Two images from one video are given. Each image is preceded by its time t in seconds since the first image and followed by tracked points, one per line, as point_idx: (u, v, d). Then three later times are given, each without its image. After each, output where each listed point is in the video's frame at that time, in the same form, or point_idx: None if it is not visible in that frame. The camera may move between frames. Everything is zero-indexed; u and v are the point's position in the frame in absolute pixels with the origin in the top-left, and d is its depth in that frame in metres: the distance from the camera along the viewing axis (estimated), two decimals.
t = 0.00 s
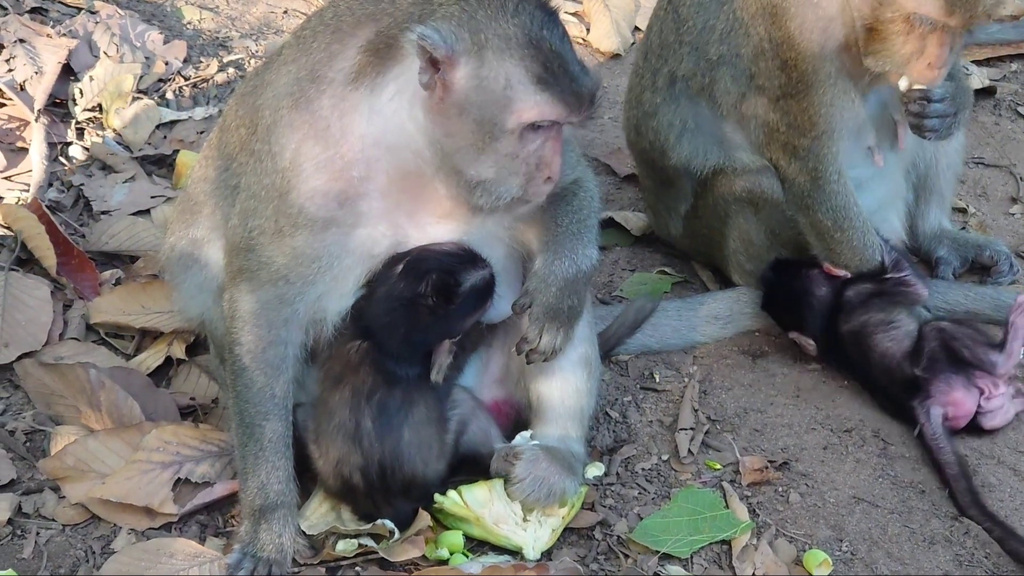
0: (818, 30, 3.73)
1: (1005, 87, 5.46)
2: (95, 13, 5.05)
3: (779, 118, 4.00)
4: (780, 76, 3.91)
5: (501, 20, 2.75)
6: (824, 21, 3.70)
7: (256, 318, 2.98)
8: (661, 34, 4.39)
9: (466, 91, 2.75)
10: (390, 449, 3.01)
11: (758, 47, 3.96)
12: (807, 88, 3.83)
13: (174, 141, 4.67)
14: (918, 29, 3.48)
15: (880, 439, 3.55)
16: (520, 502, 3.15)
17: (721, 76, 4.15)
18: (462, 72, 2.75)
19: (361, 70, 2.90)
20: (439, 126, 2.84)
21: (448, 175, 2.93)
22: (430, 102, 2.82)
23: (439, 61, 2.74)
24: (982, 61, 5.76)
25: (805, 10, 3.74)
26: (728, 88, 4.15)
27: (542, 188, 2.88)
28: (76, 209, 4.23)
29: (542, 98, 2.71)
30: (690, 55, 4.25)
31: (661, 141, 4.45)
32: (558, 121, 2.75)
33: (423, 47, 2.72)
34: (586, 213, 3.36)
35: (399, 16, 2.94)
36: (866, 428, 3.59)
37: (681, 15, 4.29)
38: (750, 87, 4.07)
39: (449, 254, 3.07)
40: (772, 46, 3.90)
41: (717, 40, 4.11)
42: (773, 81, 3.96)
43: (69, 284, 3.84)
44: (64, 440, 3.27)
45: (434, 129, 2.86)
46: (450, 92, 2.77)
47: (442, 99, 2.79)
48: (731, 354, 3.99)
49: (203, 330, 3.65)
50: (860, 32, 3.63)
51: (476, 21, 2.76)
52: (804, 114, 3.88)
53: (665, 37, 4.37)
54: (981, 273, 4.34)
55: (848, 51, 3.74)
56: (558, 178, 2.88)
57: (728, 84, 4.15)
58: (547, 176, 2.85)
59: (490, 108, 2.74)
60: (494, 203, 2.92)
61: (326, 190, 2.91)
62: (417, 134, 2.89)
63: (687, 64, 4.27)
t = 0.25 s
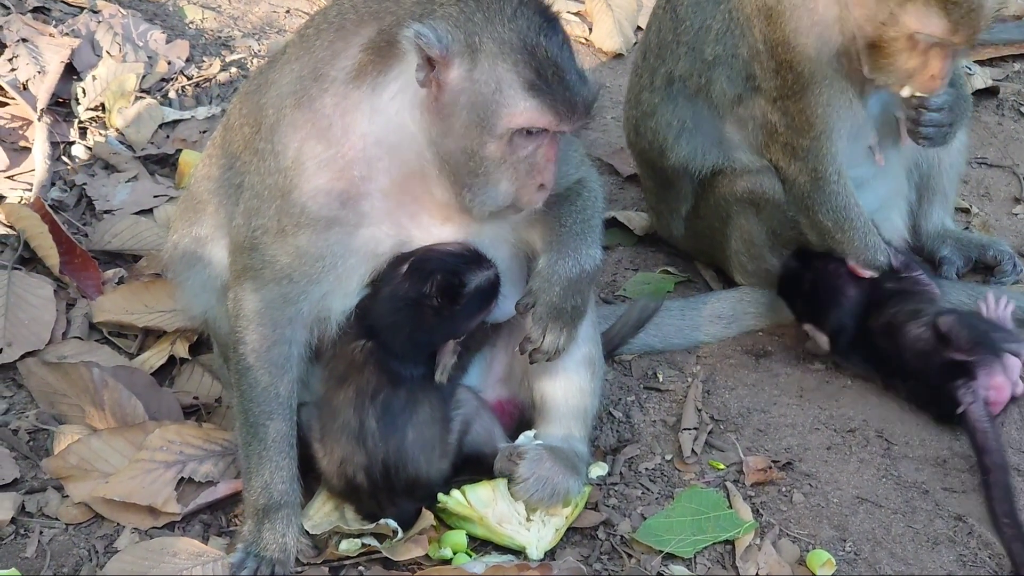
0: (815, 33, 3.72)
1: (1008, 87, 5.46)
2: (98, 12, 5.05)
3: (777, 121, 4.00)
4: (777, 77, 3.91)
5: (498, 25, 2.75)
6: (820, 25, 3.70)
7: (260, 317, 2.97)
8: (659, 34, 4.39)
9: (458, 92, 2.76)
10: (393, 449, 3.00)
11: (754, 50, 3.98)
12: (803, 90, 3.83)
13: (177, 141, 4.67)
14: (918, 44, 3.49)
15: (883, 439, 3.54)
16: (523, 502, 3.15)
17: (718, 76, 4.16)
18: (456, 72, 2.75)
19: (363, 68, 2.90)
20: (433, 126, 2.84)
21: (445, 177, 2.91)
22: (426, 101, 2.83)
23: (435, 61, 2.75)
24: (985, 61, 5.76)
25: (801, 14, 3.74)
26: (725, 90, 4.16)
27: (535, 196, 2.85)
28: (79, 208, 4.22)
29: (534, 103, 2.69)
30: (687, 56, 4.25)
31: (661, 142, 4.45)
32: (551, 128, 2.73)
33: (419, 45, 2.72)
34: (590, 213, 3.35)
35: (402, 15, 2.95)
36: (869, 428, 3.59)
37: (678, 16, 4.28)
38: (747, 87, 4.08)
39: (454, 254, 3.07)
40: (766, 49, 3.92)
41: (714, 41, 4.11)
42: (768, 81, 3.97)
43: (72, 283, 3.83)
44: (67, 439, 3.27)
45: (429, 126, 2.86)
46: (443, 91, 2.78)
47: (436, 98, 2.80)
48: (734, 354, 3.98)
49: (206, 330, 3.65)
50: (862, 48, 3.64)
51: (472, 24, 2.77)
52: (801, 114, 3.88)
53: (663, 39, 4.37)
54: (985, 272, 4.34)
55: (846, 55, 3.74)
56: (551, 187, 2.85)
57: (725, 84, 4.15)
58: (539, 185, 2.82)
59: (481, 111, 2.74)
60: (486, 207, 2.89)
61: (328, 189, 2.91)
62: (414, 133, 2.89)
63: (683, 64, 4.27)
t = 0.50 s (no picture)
0: (823, 34, 3.75)
1: (1008, 89, 5.47)
2: (98, 13, 5.05)
3: (783, 120, 3.99)
4: (783, 79, 3.91)
5: (497, 10, 2.76)
6: (831, 25, 3.73)
7: (263, 319, 2.97)
8: (659, 42, 4.40)
9: (463, 78, 2.76)
10: (395, 450, 3.00)
11: (757, 53, 3.99)
12: (806, 92, 3.85)
13: (177, 142, 4.67)
14: (946, 34, 3.55)
15: (884, 440, 3.54)
16: (525, 504, 3.15)
17: (723, 82, 4.16)
18: (458, 60, 2.76)
19: (367, 70, 2.90)
20: (448, 120, 2.83)
21: (462, 172, 2.91)
22: (433, 96, 2.83)
23: (437, 51, 2.76)
24: (985, 63, 5.77)
25: (807, 15, 3.76)
26: (729, 95, 4.16)
27: (561, 178, 2.83)
28: (79, 209, 4.22)
29: (537, 72, 2.70)
30: (690, 61, 4.26)
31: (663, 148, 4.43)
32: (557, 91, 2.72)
33: (418, 36, 2.72)
34: (594, 215, 3.35)
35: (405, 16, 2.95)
36: (870, 430, 3.58)
37: (678, 24, 4.31)
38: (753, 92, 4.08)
39: (458, 256, 3.06)
40: (772, 49, 3.92)
41: (719, 45, 4.12)
42: (776, 85, 3.96)
43: (72, 284, 3.83)
44: (68, 440, 3.26)
45: (439, 118, 2.85)
46: (449, 84, 2.78)
47: (444, 92, 2.80)
48: (735, 356, 3.97)
49: (207, 331, 3.64)
50: (886, 47, 3.67)
51: (472, 10, 2.77)
52: (806, 112, 3.88)
53: (663, 47, 4.38)
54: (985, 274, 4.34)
55: (855, 53, 3.77)
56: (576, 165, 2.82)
57: (731, 89, 4.15)
58: (563, 163, 2.80)
59: (489, 98, 2.74)
60: (511, 193, 2.89)
61: (332, 190, 2.91)
62: (423, 134, 2.90)
63: (688, 69, 4.27)
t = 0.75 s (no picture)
0: (832, 31, 3.76)
1: (1012, 91, 5.46)
2: (102, 14, 5.05)
3: (789, 119, 4.01)
4: (791, 78, 3.93)
5: None
6: (839, 23, 3.75)
7: (268, 320, 2.97)
8: (665, 41, 4.39)
9: (472, 68, 2.76)
10: (399, 451, 3.01)
11: (767, 52, 4.00)
12: (816, 91, 3.86)
13: (181, 143, 4.67)
14: (947, 33, 3.58)
15: (888, 441, 3.54)
16: (528, 505, 3.15)
17: (729, 81, 4.17)
18: (465, 51, 2.76)
19: (374, 71, 2.90)
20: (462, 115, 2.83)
21: (474, 165, 2.92)
22: (443, 92, 2.83)
23: (443, 44, 2.76)
24: (989, 64, 5.76)
25: (815, 11, 3.78)
26: (736, 94, 4.17)
27: (576, 161, 2.82)
28: (83, 210, 4.22)
29: (546, 51, 2.71)
30: (696, 61, 4.25)
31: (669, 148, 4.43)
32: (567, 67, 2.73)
33: (424, 30, 2.74)
34: (599, 216, 3.35)
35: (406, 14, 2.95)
36: (874, 431, 3.58)
37: (683, 22, 4.31)
38: (759, 92, 4.10)
39: (463, 258, 3.07)
40: (781, 49, 3.93)
41: (726, 44, 4.13)
42: (783, 84, 3.97)
43: (77, 285, 3.83)
44: (72, 441, 3.27)
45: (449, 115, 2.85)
46: (458, 75, 2.78)
47: (454, 85, 2.80)
48: (739, 357, 3.97)
49: (211, 332, 3.65)
50: (887, 42, 3.69)
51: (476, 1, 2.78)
52: (814, 113, 3.89)
53: (668, 45, 4.37)
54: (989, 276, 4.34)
55: (862, 51, 3.78)
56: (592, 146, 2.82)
57: (737, 87, 4.16)
58: (580, 145, 2.79)
59: (498, 88, 2.75)
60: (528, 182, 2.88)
61: (340, 191, 2.91)
62: (433, 132, 2.90)
63: (694, 69, 4.27)
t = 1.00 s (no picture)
0: (834, 27, 3.77)
1: (1010, 91, 5.47)
2: (101, 15, 5.05)
3: (789, 118, 4.02)
4: (791, 77, 3.93)
5: None
6: (842, 20, 3.75)
7: (266, 321, 2.97)
8: (663, 40, 4.39)
9: (458, 57, 2.79)
10: (398, 452, 3.01)
11: (765, 52, 4.00)
12: (817, 89, 3.86)
13: (180, 144, 4.67)
14: (953, 29, 3.60)
15: (886, 442, 3.54)
16: (527, 506, 3.16)
17: (729, 79, 4.17)
18: (451, 40, 2.79)
19: (369, 70, 2.90)
20: (463, 113, 2.85)
21: (473, 159, 2.94)
22: (433, 83, 2.86)
23: (430, 35, 2.80)
24: (987, 65, 5.77)
25: (819, 10, 3.78)
26: (735, 92, 4.17)
27: (572, 146, 2.81)
28: (81, 211, 4.22)
29: (530, 37, 2.72)
30: (694, 60, 4.25)
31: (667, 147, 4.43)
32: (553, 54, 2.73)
33: (411, 22, 2.77)
34: (597, 217, 3.35)
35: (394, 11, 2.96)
36: (872, 432, 3.58)
37: (682, 20, 4.30)
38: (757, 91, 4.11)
39: (459, 259, 3.08)
40: (783, 45, 3.92)
41: (725, 42, 4.13)
42: (784, 82, 3.97)
43: (75, 286, 3.83)
44: (71, 442, 3.26)
45: (446, 112, 2.88)
46: (446, 66, 2.82)
47: (443, 76, 2.83)
48: (737, 358, 3.98)
49: (210, 333, 3.64)
50: (893, 39, 3.69)
51: None
52: (814, 114, 3.90)
53: (667, 44, 4.37)
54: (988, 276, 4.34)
55: (865, 48, 3.78)
56: (587, 130, 2.81)
57: (735, 86, 4.16)
58: (573, 131, 2.79)
59: (485, 78, 2.77)
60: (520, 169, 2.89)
61: (339, 192, 2.91)
62: (431, 128, 2.92)
63: (693, 68, 4.26)
